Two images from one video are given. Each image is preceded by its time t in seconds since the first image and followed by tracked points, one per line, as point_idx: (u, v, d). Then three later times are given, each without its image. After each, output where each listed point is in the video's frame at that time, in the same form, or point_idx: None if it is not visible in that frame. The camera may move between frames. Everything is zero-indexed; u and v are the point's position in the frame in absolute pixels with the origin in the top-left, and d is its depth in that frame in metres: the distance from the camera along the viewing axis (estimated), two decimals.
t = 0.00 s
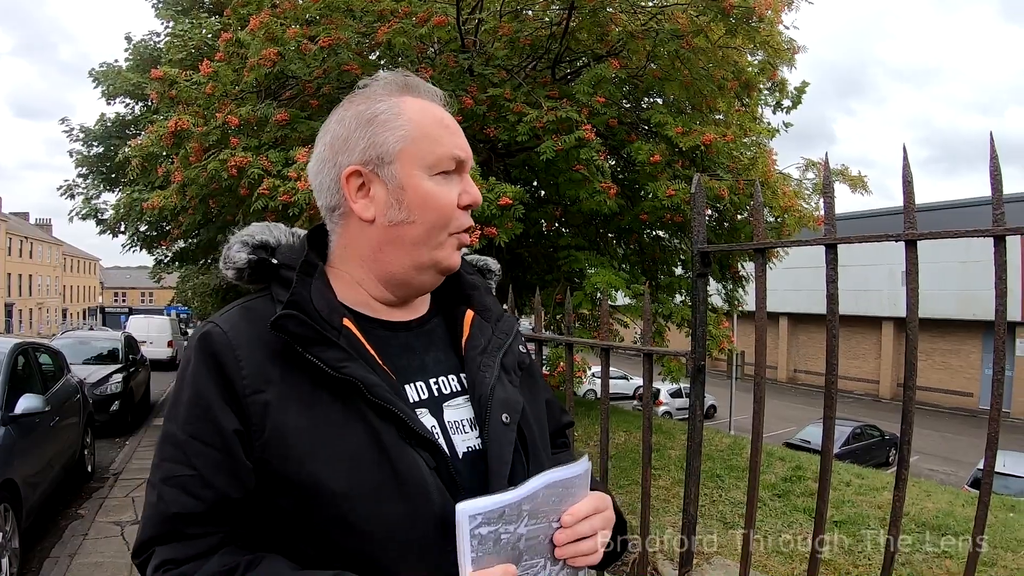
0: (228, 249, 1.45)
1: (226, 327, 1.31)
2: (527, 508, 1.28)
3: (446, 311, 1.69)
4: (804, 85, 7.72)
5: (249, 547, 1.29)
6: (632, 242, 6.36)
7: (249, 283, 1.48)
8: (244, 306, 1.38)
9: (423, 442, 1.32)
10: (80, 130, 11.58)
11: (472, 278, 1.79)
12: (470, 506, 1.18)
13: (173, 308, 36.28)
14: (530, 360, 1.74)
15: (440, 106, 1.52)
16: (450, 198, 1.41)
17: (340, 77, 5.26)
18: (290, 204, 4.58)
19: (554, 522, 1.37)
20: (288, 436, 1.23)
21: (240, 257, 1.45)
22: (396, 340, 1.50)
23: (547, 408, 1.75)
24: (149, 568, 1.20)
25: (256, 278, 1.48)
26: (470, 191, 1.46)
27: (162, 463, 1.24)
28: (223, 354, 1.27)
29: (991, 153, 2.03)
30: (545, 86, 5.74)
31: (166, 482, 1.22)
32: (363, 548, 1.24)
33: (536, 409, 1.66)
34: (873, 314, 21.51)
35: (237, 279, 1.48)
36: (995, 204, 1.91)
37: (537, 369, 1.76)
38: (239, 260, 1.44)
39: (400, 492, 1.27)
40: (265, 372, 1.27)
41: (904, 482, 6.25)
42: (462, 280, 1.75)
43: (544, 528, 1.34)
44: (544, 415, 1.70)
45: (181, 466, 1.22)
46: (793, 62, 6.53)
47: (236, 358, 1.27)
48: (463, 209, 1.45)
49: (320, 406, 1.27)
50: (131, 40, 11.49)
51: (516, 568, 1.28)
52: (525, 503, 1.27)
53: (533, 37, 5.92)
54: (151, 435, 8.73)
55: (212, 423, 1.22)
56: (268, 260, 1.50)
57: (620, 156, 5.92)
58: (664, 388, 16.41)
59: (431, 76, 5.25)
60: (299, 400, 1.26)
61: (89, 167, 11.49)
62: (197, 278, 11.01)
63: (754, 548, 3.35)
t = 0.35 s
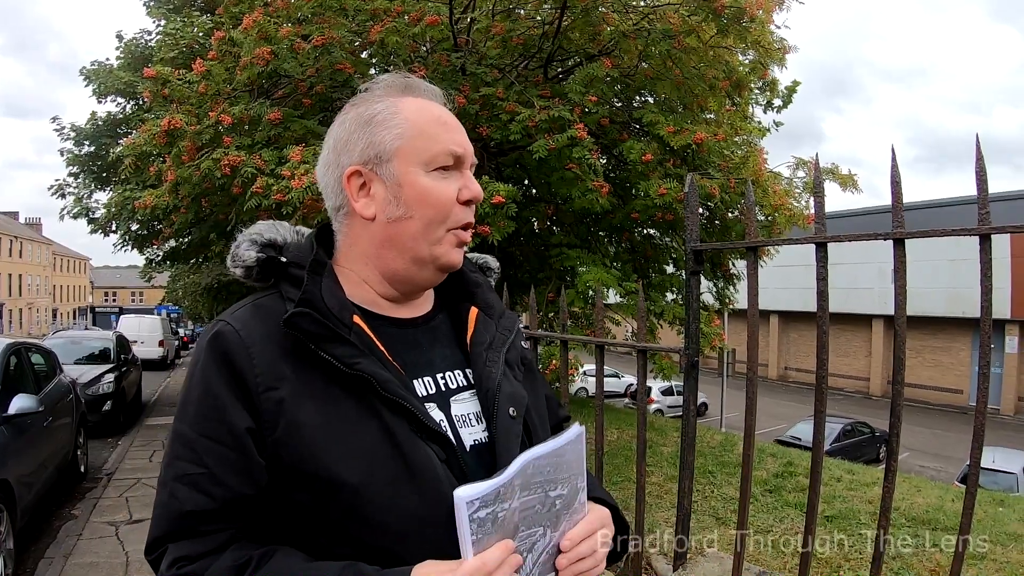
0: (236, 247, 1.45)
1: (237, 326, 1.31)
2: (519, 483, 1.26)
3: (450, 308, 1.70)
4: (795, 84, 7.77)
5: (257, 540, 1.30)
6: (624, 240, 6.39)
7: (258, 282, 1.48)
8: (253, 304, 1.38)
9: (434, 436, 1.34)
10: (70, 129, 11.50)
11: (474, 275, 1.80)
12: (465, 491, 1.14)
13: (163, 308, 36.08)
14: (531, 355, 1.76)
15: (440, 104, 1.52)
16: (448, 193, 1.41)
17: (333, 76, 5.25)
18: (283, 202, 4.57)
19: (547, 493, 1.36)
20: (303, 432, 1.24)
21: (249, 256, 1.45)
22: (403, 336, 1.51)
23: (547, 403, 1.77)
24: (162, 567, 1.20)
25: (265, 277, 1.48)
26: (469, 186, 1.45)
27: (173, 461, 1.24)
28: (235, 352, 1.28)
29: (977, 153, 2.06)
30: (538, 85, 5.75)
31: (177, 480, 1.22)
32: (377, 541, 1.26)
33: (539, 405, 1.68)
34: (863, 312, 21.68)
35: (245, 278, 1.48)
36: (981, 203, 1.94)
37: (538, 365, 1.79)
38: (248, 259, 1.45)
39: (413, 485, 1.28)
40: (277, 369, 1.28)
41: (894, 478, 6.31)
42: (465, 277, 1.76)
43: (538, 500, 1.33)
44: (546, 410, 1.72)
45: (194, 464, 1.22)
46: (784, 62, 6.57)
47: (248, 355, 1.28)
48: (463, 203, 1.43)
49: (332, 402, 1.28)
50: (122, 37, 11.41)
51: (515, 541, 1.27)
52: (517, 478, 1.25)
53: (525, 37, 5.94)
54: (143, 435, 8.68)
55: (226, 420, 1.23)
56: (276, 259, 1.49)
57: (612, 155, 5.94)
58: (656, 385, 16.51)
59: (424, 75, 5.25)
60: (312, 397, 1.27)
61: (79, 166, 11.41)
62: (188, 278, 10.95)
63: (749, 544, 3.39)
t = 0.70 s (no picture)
0: (240, 243, 1.47)
1: (241, 319, 1.32)
2: (509, 489, 1.27)
3: (450, 302, 1.72)
4: (785, 83, 7.82)
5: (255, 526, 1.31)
6: (616, 238, 6.42)
7: (261, 277, 1.49)
8: (256, 299, 1.40)
9: (431, 426, 1.35)
10: (61, 128, 11.43)
11: (474, 270, 1.82)
12: (453, 508, 1.17)
13: (155, 308, 35.90)
14: (529, 350, 1.77)
15: (427, 99, 1.53)
16: (430, 184, 1.40)
17: (326, 75, 5.25)
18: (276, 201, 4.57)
19: (543, 495, 1.37)
20: (302, 422, 1.25)
21: (252, 252, 1.46)
22: (403, 330, 1.52)
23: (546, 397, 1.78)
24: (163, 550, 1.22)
25: (267, 272, 1.49)
26: (453, 175, 1.43)
27: (174, 450, 1.25)
28: (237, 345, 1.29)
29: (962, 151, 2.09)
30: (530, 83, 5.76)
31: (178, 468, 1.23)
32: (373, 526, 1.27)
33: (537, 398, 1.69)
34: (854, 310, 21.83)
35: (249, 274, 1.49)
36: (966, 200, 1.97)
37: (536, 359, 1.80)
38: (251, 255, 1.46)
39: (410, 473, 1.29)
40: (278, 360, 1.29)
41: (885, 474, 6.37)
42: (465, 272, 1.78)
43: (533, 502, 1.34)
44: (544, 404, 1.74)
45: (194, 452, 1.23)
46: (774, 62, 6.63)
47: (250, 348, 1.29)
48: (446, 193, 1.42)
49: (333, 393, 1.29)
50: (113, 36, 11.35)
51: (513, 546, 1.28)
52: (506, 485, 1.26)
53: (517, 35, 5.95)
54: (135, 435, 8.64)
55: (227, 411, 1.23)
56: (279, 255, 1.51)
57: (603, 154, 5.98)
58: (649, 383, 16.58)
59: (417, 74, 5.26)
60: (312, 388, 1.29)
61: (70, 166, 11.34)
62: (180, 278, 10.91)
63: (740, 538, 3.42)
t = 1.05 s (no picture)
0: (229, 239, 1.46)
1: (228, 315, 1.32)
2: (495, 500, 1.25)
3: (443, 298, 1.71)
4: (784, 78, 7.80)
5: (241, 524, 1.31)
6: (614, 234, 6.41)
7: (251, 272, 1.48)
8: (245, 294, 1.39)
9: (417, 423, 1.34)
10: (58, 124, 11.40)
11: (469, 265, 1.81)
12: (430, 516, 1.16)
13: (154, 305, 35.89)
14: (524, 346, 1.75)
15: (418, 93, 1.51)
16: (413, 180, 1.38)
17: (322, 70, 5.23)
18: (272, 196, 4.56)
19: (533, 507, 1.34)
20: (287, 417, 1.24)
21: (241, 247, 1.45)
22: (393, 325, 1.51)
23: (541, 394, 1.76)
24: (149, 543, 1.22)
25: (257, 267, 1.48)
26: (438, 172, 1.40)
27: (161, 445, 1.25)
28: (224, 341, 1.28)
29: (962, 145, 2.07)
30: (527, 78, 5.74)
31: (164, 462, 1.23)
32: (357, 523, 1.26)
33: (530, 395, 1.68)
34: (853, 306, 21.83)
35: (238, 269, 1.48)
36: (966, 195, 1.96)
37: (532, 356, 1.78)
38: (241, 250, 1.45)
39: (395, 470, 1.28)
40: (264, 356, 1.28)
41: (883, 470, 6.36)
42: (459, 267, 1.77)
43: (522, 514, 1.31)
44: (539, 401, 1.72)
45: (179, 447, 1.22)
46: (772, 56, 6.60)
47: (236, 343, 1.28)
48: (429, 190, 1.39)
49: (318, 389, 1.28)
50: (110, 31, 11.30)
51: (498, 557, 1.27)
52: (492, 495, 1.24)
53: (515, 30, 5.93)
54: (133, 432, 8.63)
55: (211, 405, 1.23)
56: (269, 250, 1.50)
57: (601, 149, 5.97)
58: (648, 379, 16.58)
59: (413, 68, 5.24)
60: (297, 384, 1.28)
61: (67, 162, 11.31)
62: (178, 274, 10.90)
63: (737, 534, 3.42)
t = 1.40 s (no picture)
0: (216, 235, 1.47)
1: (211, 312, 1.32)
2: (482, 515, 1.22)
3: (436, 295, 1.69)
4: (791, 75, 7.74)
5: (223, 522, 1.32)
6: (619, 232, 6.38)
7: (239, 268, 1.49)
8: (230, 291, 1.40)
9: (398, 425, 1.32)
10: (64, 123, 11.45)
11: (466, 262, 1.79)
12: (411, 526, 1.16)
13: (162, 303, 36.09)
14: (521, 345, 1.72)
15: (405, 85, 1.50)
16: (397, 173, 1.37)
17: (325, 68, 5.21)
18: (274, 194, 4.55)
19: (523, 523, 1.31)
20: (265, 417, 1.24)
21: (227, 243, 1.46)
22: (381, 324, 1.50)
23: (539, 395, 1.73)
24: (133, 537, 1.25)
25: (244, 263, 1.49)
26: (423, 165, 1.39)
27: (146, 442, 1.27)
28: (206, 338, 1.28)
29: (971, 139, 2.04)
30: (531, 75, 5.70)
31: (149, 458, 1.24)
32: (334, 527, 1.26)
33: (525, 395, 1.65)
34: (862, 305, 21.68)
35: (227, 265, 1.49)
36: (975, 190, 1.92)
37: (529, 355, 1.75)
38: (227, 246, 1.46)
39: (374, 473, 1.27)
40: (245, 354, 1.28)
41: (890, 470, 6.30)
42: (454, 264, 1.75)
43: (510, 531, 1.28)
44: (536, 402, 1.69)
45: (162, 445, 1.24)
46: (779, 53, 6.55)
47: (218, 340, 1.28)
48: (414, 184, 1.38)
49: (299, 389, 1.28)
50: (115, 31, 11.34)
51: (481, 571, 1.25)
52: (479, 510, 1.21)
53: (519, 27, 5.89)
54: (139, 430, 8.67)
55: (193, 403, 1.23)
56: (256, 246, 1.50)
57: (606, 147, 5.94)
58: (654, 378, 16.50)
59: (417, 66, 5.22)
60: (278, 384, 1.27)
61: (73, 161, 11.36)
62: (184, 273, 10.93)
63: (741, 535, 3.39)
